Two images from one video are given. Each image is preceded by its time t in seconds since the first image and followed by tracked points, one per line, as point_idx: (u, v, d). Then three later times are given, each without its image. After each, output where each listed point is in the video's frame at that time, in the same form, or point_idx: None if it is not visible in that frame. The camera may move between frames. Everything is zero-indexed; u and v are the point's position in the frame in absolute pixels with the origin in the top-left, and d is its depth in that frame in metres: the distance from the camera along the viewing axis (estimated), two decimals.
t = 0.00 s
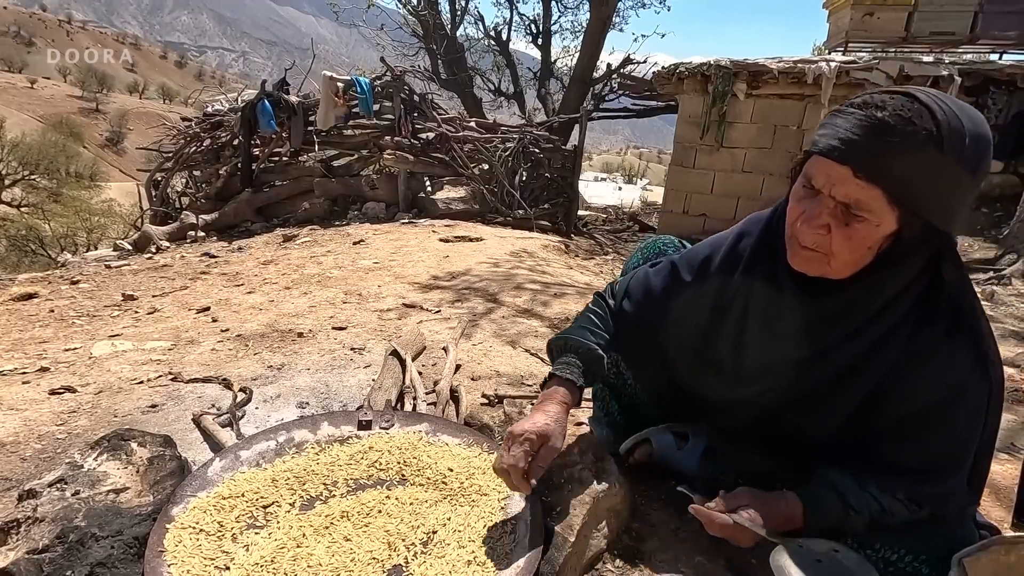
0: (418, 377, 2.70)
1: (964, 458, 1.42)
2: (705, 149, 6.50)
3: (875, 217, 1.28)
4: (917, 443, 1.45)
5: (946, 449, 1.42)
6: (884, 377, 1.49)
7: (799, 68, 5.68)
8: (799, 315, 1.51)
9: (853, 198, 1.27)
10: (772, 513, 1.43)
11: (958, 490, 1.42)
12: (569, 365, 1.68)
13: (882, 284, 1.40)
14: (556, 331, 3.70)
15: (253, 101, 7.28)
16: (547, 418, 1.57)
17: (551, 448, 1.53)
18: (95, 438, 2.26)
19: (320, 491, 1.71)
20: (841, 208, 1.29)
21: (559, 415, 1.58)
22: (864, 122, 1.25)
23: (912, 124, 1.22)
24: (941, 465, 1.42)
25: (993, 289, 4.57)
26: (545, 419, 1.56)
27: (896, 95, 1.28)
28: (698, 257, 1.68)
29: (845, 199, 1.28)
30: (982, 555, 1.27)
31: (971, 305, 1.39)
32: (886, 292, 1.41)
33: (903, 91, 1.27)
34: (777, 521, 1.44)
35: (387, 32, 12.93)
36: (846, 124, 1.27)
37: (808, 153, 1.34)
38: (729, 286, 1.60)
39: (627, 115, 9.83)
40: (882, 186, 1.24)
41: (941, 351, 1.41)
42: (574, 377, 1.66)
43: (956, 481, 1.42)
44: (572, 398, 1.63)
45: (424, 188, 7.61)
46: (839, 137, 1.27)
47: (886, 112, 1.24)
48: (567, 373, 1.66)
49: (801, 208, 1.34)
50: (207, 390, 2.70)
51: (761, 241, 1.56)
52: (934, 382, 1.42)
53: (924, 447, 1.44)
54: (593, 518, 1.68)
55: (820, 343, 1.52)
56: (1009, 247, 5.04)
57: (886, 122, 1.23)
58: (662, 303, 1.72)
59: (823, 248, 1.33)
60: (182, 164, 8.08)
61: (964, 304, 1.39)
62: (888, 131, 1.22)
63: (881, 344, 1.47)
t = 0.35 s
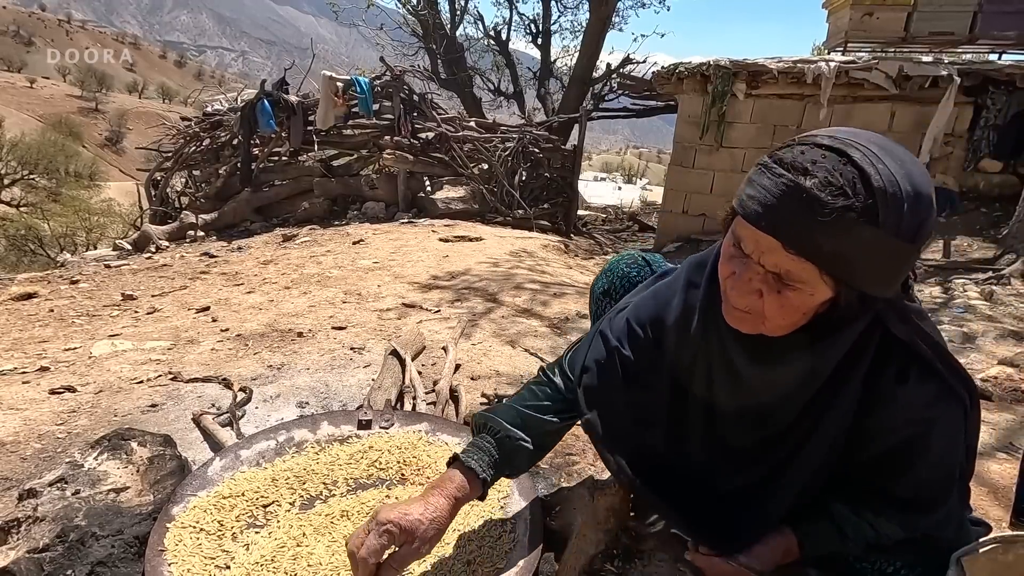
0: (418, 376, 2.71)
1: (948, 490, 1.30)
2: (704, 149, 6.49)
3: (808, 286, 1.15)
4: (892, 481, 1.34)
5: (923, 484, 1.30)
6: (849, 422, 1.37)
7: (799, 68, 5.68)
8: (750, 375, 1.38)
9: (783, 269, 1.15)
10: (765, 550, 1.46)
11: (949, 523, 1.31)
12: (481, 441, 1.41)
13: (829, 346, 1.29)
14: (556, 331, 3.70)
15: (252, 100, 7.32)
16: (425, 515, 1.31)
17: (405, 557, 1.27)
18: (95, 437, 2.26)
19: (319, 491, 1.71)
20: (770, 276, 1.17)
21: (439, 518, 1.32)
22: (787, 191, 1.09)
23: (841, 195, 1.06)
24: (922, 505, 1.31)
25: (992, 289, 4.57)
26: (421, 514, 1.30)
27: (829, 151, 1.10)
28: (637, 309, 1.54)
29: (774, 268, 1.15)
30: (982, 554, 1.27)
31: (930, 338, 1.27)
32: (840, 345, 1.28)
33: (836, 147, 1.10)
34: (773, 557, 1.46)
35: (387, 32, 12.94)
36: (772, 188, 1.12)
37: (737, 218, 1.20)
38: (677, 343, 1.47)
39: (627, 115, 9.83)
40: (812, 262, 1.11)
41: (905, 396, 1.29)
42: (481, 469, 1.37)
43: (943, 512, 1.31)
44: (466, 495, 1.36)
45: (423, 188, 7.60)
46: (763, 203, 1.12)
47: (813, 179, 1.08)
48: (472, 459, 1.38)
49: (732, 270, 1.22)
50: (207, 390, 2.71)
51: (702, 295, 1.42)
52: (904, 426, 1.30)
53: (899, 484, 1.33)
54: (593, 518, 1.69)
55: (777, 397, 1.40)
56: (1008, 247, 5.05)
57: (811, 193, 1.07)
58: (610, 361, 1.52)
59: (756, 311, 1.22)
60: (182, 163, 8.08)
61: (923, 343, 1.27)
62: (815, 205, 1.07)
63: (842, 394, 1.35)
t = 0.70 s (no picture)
0: (419, 373, 2.71)
1: (948, 491, 1.30)
2: (705, 148, 6.49)
3: (797, 296, 1.15)
4: (890, 484, 1.35)
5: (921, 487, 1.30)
6: (845, 428, 1.37)
7: (800, 66, 5.68)
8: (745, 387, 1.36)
9: (770, 280, 1.14)
10: (767, 553, 1.46)
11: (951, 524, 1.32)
12: (475, 441, 1.44)
13: (826, 356, 1.28)
14: (556, 329, 3.70)
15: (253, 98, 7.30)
16: (426, 510, 1.37)
17: (410, 550, 1.33)
18: (96, 434, 2.26)
19: (321, 486, 1.71)
20: (758, 286, 1.17)
21: (439, 512, 1.38)
22: (771, 205, 1.08)
23: (827, 207, 1.05)
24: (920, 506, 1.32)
25: (992, 287, 4.57)
26: (422, 510, 1.36)
27: (815, 161, 1.09)
28: (629, 311, 1.52)
29: (761, 278, 1.15)
30: (983, 551, 1.28)
31: (925, 345, 1.26)
32: (835, 355, 1.28)
33: (823, 157, 1.08)
34: (773, 561, 1.46)
35: (387, 30, 12.93)
36: (758, 202, 1.10)
37: (725, 227, 1.19)
38: (669, 350, 1.46)
39: (628, 113, 9.83)
40: (798, 273, 1.11)
41: (902, 403, 1.29)
42: (477, 465, 1.42)
43: (945, 513, 1.31)
44: (464, 490, 1.41)
45: (424, 185, 7.58)
46: (749, 216, 1.12)
47: (798, 191, 1.07)
48: (467, 457, 1.42)
49: (721, 279, 1.22)
50: (208, 386, 2.71)
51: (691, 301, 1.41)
52: (901, 431, 1.30)
53: (897, 487, 1.34)
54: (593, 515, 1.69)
55: (775, 407, 1.38)
56: (1008, 246, 5.05)
57: (795, 207, 1.06)
58: (603, 360, 1.50)
59: (746, 320, 1.22)
60: (182, 161, 8.08)
61: (919, 350, 1.26)
62: (800, 218, 1.06)
63: (837, 402, 1.34)
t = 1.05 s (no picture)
0: (418, 370, 2.71)
1: (951, 485, 1.31)
2: (705, 144, 6.48)
3: (805, 288, 1.15)
4: (893, 477, 1.36)
5: (923, 479, 1.31)
6: (848, 421, 1.37)
7: (801, 62, 5.67)
8: (748, 381, 1.35)
9: (778, 271, 1.14)
10: (770, 550, 1.47)
11: (952, 519, 1.33)
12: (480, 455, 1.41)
13: (831, 347, 1.28)
14: (556, 326, 3.70)
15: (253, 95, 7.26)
16: (423, 526, 1.34)
17: (406, 568, 1.31)
18: (96, 429, 2.27)
19: (320, 481, 1.72)
20: (767, 279, 1.16)
21: (437, 528, 1.34)
22: (782, 195, 1.08)
23: (838, 197, 1.06)
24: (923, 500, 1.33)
25: (992, 284, 4.58)
26: (419, 526, 1.33)
27: (823, 152, 1.10)
28: (633, 311, 1.51)
29: (770, 271, 1.15)
30: (981, 546, 1.28)
31: (929, 336, 1.28)
32: (840, 346, 1.29)
33: (831, 148, 1.09)
34: (776, 556, 1.47)
35: (387, 26, 12.91)
36: (766, 192, 1.11)
37: (733, 222, 1.19)
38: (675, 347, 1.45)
39: (628, 109, 9.82)
40: (809, 263, 1.11)
41: (906, 394, 1.30)
42: (478, 479, 1.39)
43: (947, 507, 1.31)
44: (465, 505, 1.38)
45: (424, 182, 7.57)
46: (758, 207, 1.11)
47: (808, 181, 1.07)
48: (470, 470, 1.39)
49: (727, 274, 1.21)
50: (208, 382, 2.72)
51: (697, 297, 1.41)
52: (905, 423, 1.31)
53: (900, 480, 1.35)
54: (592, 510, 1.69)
55: (782, 401, 1.37)
56: (1009, 243, 5.04)
57: (806, 197, 1.06)
58: (612, 365, 1.47)
59: (752, 315, 1.21)
60: (182, 157, 8.07)
61: (923, 340, 1.27)
62: (811, 208, 1.06)
63: (840, 394, 1.35)
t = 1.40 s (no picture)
0: (420, 363, 2.71)
1: (952, 476, 1.31)
2: (706, 140, 6.47)
3: (810, 281, 1.15)
4: (895, 468, 1.36)
5: (925, 470, 1.32)
6: (850, 412, 1.38)
7: (803, 57, 5.66)
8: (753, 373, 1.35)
9: (784, 263, 1.14)
10: (772, 542, 1.47)
11: (952, 509, 1.33)
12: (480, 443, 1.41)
13: (835, 339, 1.29)
14: (557, 320, 3.71)
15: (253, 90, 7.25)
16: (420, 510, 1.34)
17: (401, 550, 1.31)
18: (99, 421, 2.27)
19: (323, 471, 1.72)
20: (772, 271, 1.16)
21: (434, 512, 1.35)
22: (789, 186, 1.08)
23: (845, 187, 1.06)
24: (924, 490, 1.33)
25: (994, 279, 4.57)
26: (417, 509, 1.34)
27: (830, 144, 1.10)
28: (635, 304, 1.50)
29: (776, 263, 1.15)
30: (981, 536, 1.28)
31: (933, 328, 1.28)
32: (844, 338, 1.29)
33: (838, 139, 1.09)
34: (777, 547, 1.48)
35: (388, 21, 12.88)
36: (773, 182, 1.11)
37: (739, 213, 1.19)
38: (678, 340, 1.45)
39: (629, 105, 9.81)
40: (815, 255, 1.11)
41: (909, 385, 1.30)
42: (477, 467, 1.38)
43: (947, 498, 1.32)
44: (463, 491, 1.38)
45: (425, 177, 7.56)
46: (764, 198, 1.11)
47: (815, 172, 1.07)
48: (469, 459, 1.39)
49: (732, 266, 1.21)
50: (210, 375, 2.72)
51: (699, 289, 1.40)
52: (907, 414, 1.31)
53: (901, 470, 1.35)
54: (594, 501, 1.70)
55: (786, 392, 1.37)
56: (1011, 238, 5.04)
57: (814, 188, 1.06)
58: (613, 358, 1.46)
59: (758, 307, 1.21)
60: (183, 152, 8.06)
61: (926, 332, 1.28)
62: (818, 199, 1.06)
63: (843, 386, 1.35)
